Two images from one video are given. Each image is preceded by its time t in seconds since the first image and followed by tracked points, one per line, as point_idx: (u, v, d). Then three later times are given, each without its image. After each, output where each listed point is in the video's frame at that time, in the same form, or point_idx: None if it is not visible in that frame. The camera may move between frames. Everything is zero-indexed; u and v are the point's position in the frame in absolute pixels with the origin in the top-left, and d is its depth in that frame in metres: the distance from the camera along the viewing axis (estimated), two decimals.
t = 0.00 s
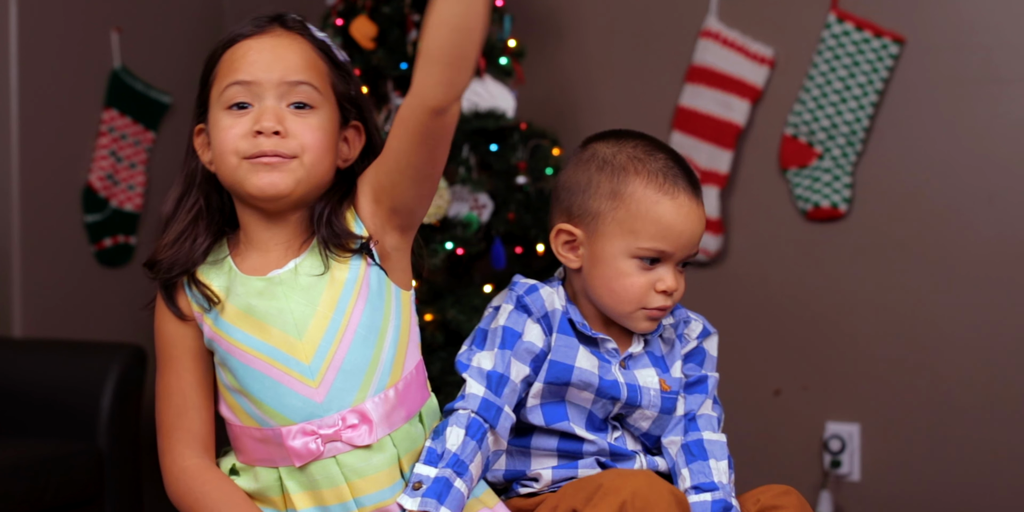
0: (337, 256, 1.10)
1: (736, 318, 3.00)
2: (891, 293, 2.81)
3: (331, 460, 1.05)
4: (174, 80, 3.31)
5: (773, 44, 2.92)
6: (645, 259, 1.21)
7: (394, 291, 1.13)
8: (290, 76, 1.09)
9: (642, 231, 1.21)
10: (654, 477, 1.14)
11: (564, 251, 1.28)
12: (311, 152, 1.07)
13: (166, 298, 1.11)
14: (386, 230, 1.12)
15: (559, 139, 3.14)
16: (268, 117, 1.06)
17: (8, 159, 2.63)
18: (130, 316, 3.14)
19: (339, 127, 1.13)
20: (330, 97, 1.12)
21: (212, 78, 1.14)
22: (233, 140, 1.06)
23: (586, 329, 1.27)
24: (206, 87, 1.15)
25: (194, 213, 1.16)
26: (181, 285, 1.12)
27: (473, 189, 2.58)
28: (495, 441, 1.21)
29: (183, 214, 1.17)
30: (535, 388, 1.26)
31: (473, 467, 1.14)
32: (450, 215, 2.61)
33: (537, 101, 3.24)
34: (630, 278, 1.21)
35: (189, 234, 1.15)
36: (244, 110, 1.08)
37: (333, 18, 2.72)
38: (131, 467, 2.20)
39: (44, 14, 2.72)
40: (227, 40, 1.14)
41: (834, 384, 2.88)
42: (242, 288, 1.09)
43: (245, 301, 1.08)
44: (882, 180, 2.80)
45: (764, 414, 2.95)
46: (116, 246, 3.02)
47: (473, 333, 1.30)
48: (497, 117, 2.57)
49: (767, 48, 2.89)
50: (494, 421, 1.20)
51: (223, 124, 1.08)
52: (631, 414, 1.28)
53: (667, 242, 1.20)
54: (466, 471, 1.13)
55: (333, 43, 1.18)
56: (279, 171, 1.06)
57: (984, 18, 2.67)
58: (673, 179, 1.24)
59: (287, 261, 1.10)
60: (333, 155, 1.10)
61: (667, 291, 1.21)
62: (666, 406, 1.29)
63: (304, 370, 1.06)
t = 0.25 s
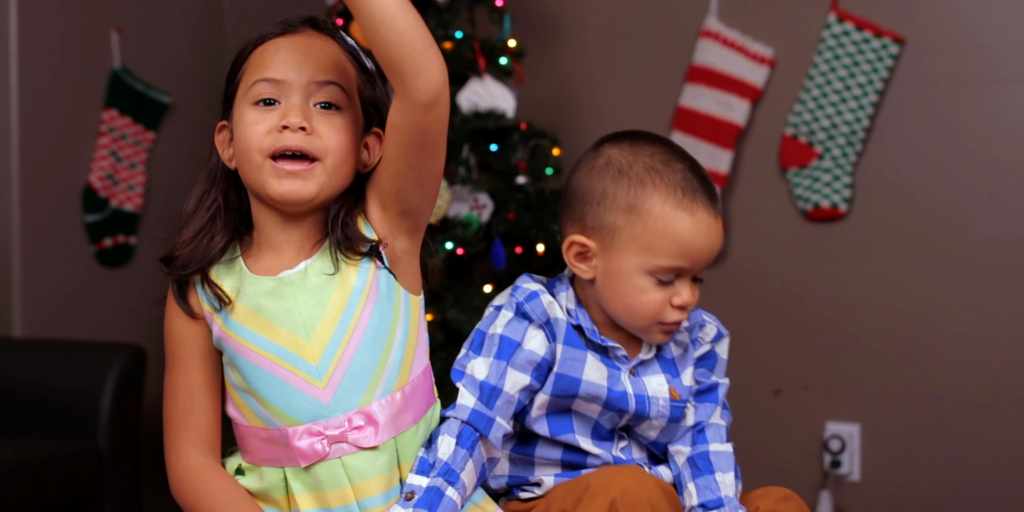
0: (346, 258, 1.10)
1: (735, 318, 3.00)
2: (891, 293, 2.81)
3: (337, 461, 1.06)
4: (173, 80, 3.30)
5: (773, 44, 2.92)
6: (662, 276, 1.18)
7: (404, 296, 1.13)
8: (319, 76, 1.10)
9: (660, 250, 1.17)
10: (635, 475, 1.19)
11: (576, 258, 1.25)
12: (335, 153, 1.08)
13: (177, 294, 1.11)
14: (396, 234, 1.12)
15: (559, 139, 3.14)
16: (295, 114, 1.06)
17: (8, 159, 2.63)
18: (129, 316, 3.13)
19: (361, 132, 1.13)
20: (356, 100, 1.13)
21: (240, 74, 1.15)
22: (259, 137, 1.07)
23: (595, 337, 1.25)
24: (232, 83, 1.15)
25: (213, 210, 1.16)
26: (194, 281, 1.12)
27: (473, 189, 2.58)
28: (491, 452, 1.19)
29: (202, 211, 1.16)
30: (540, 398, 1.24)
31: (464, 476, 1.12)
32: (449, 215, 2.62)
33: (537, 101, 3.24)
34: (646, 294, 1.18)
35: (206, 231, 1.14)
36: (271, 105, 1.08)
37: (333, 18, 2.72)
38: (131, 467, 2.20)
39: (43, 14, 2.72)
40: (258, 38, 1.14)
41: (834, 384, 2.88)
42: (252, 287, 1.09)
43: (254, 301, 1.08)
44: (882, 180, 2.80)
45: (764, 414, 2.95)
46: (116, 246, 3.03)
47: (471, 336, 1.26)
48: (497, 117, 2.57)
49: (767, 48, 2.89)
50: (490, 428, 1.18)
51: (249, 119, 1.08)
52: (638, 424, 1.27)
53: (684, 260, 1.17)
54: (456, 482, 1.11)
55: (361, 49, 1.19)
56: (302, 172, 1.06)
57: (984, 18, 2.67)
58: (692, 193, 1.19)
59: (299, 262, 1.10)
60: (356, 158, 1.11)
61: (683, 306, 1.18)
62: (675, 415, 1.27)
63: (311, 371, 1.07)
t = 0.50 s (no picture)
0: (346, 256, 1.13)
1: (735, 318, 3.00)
2: (891, 293, 2.81)
3: (346, 464, 1.08)
4: (174, 79, 3.30)
5: (773, 44, 2.92)
6: (653, 332, 1.06)
7: (399, 297, 1.16)
8: (305, 70, 1.12)
9: (658, 306, 1.04)
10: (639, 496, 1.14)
11: (591, 270, 1.13)
12: (325, 143, 1.10)
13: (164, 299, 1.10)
14: (391, 227, 1.17)
15: (559, 139, 3.14)
16: (285, 105, 1.08)
17: (8, 159, 2.63)
18: (129, 316, 3.13)
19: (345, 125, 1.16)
20: (340, 94, 1.16)
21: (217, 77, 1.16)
22: (248, 129, 1.08)
23: (602, 367, 1.16)
24: (212, 82, 1.16)
25: (195, 214, 1.16)
26: (182, 286, 1.11)
27: (473, 189, 2.57)
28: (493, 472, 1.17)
29: (184, 215, 1.16)
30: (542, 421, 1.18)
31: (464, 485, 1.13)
32: (449, 215, 2.60)
33: (537, 101, 3.24)
34: (633, 340, 1.08)
35: (191, 235, 1.14)
36: (258, 100, 1.10)
37: (333, 18, 2.72)
38: (131, 467, 2.20)
39: (43, 13, 2.72)
40: (236, 40, 1.16)
41: (834, 384, 2.88)
42: (252, 290, 1.09)
43: (256, 304, 1.09)
44: (882, 180, 2.80)
45: (764, 413, 2.95)
46: (116, 246, 3.01)
47: (480, 348, 1.21)
48: (497, 117, 2.56)
49: (767, 48, 2.89)
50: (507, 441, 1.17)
51: (236, 114, 1.09)
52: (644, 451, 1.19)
53: (677, 330, 1.03)
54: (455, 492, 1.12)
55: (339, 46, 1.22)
56: (295, 161, 1.07)
57: (984, 18, 2.67)
58: (721, 267, 1.01)
59: (297, 262, 1.12)
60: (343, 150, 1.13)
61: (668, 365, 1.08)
62: (683, 446, 1.18)
63: (320, 371, 1.08)
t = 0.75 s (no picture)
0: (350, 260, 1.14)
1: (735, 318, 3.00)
2: (891, 293, 2.81)
3: (347, 468, 1.08)
4: (174, 79, 3.30)
5: (773, 44, 2.92)
6: (642, 338, 1.08)
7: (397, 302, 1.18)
8: (303, 72, 1.11)
9: (646, 313, 1.06)
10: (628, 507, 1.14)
11: (581, 266, 1.15)
12: (325, 146, 1.09)
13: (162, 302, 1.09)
14: (396, 234, 1.19)
15: (559, 139, 3.14)
16: (284, 109, 1.08)
17: (8, 159, 2.63)
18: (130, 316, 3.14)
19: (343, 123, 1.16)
20: (336, 93, 1.15)
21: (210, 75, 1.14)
22: (247, 133, 1.07)
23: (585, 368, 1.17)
24: (205, 83, 1.15)
25: (189, 214, 1.16)
26: (179, 288, 1.10)
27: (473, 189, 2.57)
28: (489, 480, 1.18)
29: (177, 214, 1.16)
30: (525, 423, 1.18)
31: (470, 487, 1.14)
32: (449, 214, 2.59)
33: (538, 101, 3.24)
34: (619, 342, 1.10)
35: (186, 234, 1.14)
36: (256, 102, 1.09)
37: (332, 18, 2.72)
38: (130, 466, 2.20)
39: (43, 13, 2.72)
40: (228, 38, 1.14)
41: (834, 384, 2.88)
42: (255, 293, 1.09)
43: (259, 306, 1.09)
44: (882, 180, 2.80)
45: (764, 413, 2.95)
46: (116, 246, 3.01)
47: (466, 355, 1.22)
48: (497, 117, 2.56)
49: (767, 48, 2.90)
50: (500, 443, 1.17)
51: (234, 117, 1.08)
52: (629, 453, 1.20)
53: (667, 340, 1.06)
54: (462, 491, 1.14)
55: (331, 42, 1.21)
56: (296, 165, 1.07)
57: (984, 18, 2.67)
58: (714, 281, 1.04)
59: (298, 265, 1.12)
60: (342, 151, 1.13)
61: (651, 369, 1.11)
62: (668, 447, 1.19)
63: (322, 375, 1.09)
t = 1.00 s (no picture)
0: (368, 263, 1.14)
1: (735, 318, 3.00)
2: (891, 293, 2.81)
3: (351, 468, 1.08)
4: (173, 79, 3.30)
5: (773, 44, 2.92)
6: (606, 323, 1.14)
7: (416, 304, 1.17)
8: (335, 79, 1.11)
9: (607, 299, 1.12)
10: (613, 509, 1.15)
11: (541, 262, 1.22)
12: (351, 157, 1.10)
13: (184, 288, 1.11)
14: (410, 237, 1.18)
15: (559, 139, 3.14)
16: (313, 118, 1.08)
17: (8, 159, 2.62)
18: (129, 317, 3.13)
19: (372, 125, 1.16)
20: (368, 98, 1.15)
21: (245, 70, 1.14)
22: (274, 141, 1.08)
23: (555, 360, 1.22)
24: (239, 75, 1.15)
25: (218, 201, 1.18)
26: (200, 276, 1.12)
27: (473, 189, 2.57)
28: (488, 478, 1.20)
29: (206, 202, 1.18)
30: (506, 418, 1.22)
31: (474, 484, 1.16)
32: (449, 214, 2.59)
33: (537, 101, 3.24)
34: (585, 331, 1.16)
35: (213, 222, 1.16)
36: (286, 108, 1.09)
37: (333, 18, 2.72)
38: (130, 466, 2.20)
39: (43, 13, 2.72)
40: (264, 36, 1.14)
41: (834, 384, 2.88)
42: (270, 287, 1.10)
43: (274, 301, 1.09)
44: (882, 180, 2.80)
45: (764, 413, 2.95)
46: (116, 246, 3.03)
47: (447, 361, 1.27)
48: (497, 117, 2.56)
49: (767, 48, 2.89)
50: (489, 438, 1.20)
51: (263, 122, 1.09)
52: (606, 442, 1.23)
53: (631, 323, 1.11)
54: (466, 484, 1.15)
55: (368, 40, 1.20)
56: (320, 176, 1.08)
57: (984, 18, 2.67)
58: (670, 261, 1.10)
59: (316, 263, 1.13)
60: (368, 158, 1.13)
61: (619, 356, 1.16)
62: (643, 433, 1.23)
63: (332, 374, 1.09)
